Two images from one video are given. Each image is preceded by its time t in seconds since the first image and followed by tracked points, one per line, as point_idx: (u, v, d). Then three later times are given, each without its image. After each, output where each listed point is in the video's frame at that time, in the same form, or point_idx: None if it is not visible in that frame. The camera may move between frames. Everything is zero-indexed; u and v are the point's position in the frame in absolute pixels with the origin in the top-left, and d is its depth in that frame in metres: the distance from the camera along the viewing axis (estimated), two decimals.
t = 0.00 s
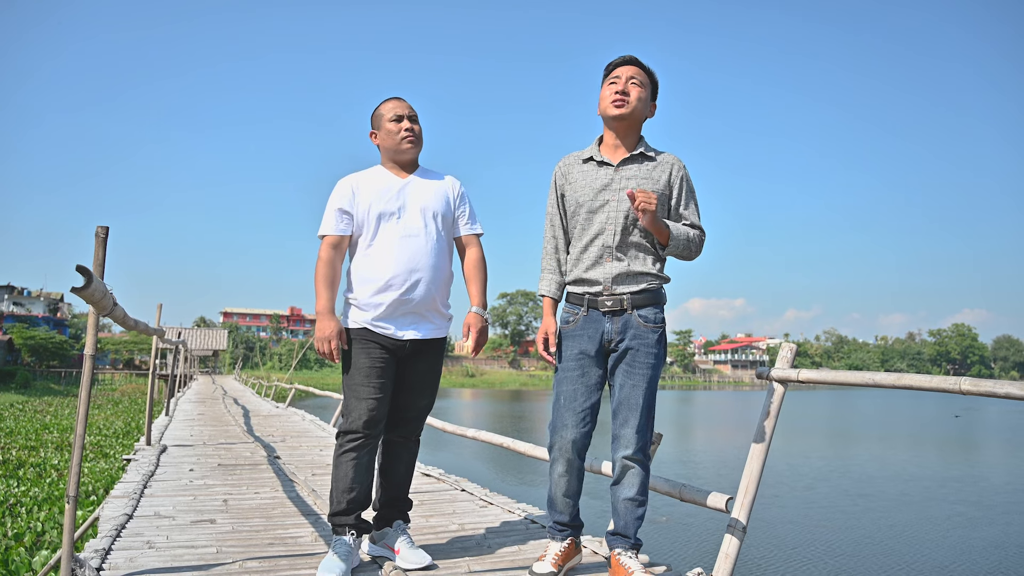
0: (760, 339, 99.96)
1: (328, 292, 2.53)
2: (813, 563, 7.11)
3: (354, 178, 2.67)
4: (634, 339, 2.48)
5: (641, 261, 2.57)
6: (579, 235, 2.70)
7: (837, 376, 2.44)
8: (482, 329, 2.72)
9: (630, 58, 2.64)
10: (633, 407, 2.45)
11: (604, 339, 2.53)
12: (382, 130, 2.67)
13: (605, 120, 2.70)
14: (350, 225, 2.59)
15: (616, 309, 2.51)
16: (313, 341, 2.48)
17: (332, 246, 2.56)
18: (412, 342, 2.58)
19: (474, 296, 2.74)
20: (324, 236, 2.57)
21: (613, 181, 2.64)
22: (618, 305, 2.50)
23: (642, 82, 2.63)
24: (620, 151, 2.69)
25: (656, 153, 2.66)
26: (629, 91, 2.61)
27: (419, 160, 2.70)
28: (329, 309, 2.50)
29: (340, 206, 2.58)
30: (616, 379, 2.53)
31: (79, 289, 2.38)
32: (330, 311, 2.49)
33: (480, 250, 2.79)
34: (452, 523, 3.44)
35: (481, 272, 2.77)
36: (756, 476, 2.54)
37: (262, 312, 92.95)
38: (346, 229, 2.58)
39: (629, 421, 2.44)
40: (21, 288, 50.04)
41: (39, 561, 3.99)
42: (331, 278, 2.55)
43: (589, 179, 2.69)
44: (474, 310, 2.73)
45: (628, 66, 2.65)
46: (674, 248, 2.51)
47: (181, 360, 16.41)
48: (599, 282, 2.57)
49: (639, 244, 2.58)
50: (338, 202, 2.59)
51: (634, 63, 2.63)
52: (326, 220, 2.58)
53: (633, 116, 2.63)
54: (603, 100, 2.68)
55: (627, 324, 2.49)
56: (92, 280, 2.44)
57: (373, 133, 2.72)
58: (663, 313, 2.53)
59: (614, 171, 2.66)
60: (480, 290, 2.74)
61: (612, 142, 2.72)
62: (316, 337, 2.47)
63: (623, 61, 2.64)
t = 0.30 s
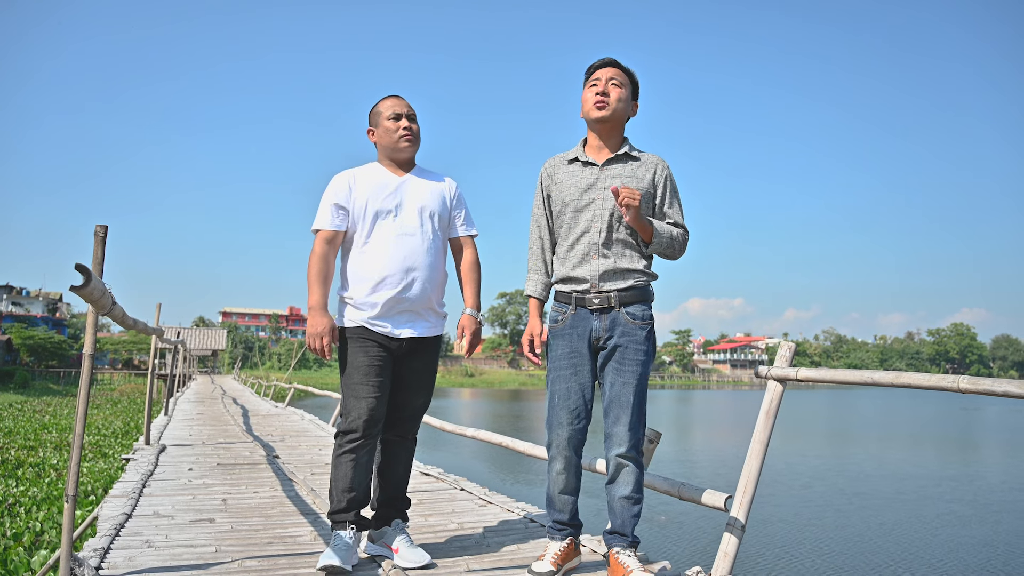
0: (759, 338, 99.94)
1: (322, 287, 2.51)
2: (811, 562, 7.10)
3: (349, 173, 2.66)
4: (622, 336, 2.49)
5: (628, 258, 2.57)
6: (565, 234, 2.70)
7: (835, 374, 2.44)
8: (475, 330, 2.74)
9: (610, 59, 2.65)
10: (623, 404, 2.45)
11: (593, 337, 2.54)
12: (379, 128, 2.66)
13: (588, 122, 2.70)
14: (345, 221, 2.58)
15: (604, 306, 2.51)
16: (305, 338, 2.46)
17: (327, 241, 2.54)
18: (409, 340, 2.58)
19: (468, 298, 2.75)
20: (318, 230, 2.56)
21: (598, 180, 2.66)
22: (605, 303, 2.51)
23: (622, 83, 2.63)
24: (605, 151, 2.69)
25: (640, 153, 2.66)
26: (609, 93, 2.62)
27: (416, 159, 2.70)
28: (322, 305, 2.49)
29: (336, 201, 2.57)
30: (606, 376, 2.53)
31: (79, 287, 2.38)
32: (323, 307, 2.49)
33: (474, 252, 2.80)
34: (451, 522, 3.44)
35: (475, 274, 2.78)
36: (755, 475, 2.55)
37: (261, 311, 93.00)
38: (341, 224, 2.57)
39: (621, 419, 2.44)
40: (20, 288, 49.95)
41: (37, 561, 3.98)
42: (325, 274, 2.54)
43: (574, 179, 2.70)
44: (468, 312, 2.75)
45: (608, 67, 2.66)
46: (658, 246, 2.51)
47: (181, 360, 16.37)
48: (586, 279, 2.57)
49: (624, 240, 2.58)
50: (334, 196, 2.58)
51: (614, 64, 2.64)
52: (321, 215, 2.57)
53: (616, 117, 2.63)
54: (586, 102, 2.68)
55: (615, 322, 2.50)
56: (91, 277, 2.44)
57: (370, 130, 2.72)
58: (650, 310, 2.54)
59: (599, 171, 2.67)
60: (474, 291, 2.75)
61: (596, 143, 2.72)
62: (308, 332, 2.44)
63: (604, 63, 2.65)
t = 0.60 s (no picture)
0: (758, 338, 99.87)
1: (309, 279, 2.50)
2: (810, 561, 7.10)
3: (341, 165, 2.66)
4: (610, 336, 2.49)
5: (612, 260, 2.58)
6: (550, 239, 2.71)
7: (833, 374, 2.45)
8: (467, 329, 2.74)
9: (593, 69, 2.69)
10: (613, 404, 2.45)
11: (581, 337, 2.55)
12: (373, 122, 2.67)
13: (570, 128, 2.74)
14: (335, 214, 2.58)
15: (590, 308, 2.52)
16: (291, 331, 2.44)
17: (315, 234, 2.54)
18: (397, 338, 2.58)
19: (462, 298, 2.77)
20: (308, 223, 2.55)
21: (579, 184, 2.67)
22: (591, 304, 2.51)
23: (606, 93, 2.69)
24: (586, 155, 2.71)
25: (619, 156, 2.68)
26: (595, 102, 2.67)
27: (408, 155, 2.71)
28: (309, 298, 2.47)
29: (325, 194, 2.57)
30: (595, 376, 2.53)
31: (77, 286, 2.37)
32: (311, 300, 2.47)
33: (466, 251, 2.81)
34: (450, 522, 3.44)
35: (468, 275, 2.81)
36: (753, 474, 2.55)
37: (261, 312, 92.98)
38: (330, 217, 2.57)
39: (611, 419, 2.44)
40: (19, 288, 49.91)
41: (36, 561, 3.97)
42: (313, 266, 2.53)
43: (556, 185, 2.72)
44: (462, 313, 2.75)
45: (591, 77, 2.70)
46: (639, 249, 2.53)
47: (180, 360, 16.36)
48: (572, 282, 2.59)
49: (607, 243, 2.59)
50: (324, 188, 2.57)
51: (597, 73, 2.68)
52: (310, 207, 2.56)
53: (599, 126, 2.68)
54: (569, 110, 2.72)
55: (602, 322, 2.50)
56: (90, 276, 2.44)
57: (363, 125, 2.72)
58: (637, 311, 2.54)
59: (579, 175, 2.68)
60: (466, 292, 2.79)
61: (576, 148, 2.74)
62: (295, 325, 2.42)
63: (585, 72, 2.69)
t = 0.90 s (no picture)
0: (758, 339, 99.84)
1: (297, 274, 2.46)
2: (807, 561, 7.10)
3: (328, 158, 2.63)
4: (595, 338, 2.52)
5: (599, 262, 2.60)
6: (538, 243, 2.71)
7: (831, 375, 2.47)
8: (453, 325, 2.74)
9: (576, 75, 2.71)
10: (603, 403, 2.46)
11: (566, 339, 2.57)
12: (361, 116, 2.67)
13: (556, 133, 2.74)
14: (323, 208, 2.56)
15: (576, 310, 2.54)
16: (279, 327, 2.41)
17: (303, 228, 2.51)
18: (388, 335, 2.59)
19: (449, 293, 2.77)
20: (295, 217, 2.52)
21: (566, 187, 2.67)
22: (577, 306, 2.54)
23: (590, 98, 2.72)
24: (572, 160, 2.72)
25: (605, 158, 2.71)
26: (580, 107, 2.69)
27: (397, 150, 2.71)
28: (298, 293, 2.44)
29: (314, 187, 2.54)
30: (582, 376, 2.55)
31: (78, 284, 2.38)
32: (299, 294, 2.44)
33: (454, 247, 2.83)
34: (450, 521, 3.44)
35: (455, 270, 2.81)
36: (753, 473, 2.55)
37: (260, 312, 92.93)
38: (318, 211, 2.54)
39: (602, 418, 2.45)
40: (18, 288, 49.83)
41: (35, 560, 3.97)
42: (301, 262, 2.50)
43: (543, 189, 2.72)
44: (448, 307, 2.75)
45: (574, 82, 2.72)
46: (628, 248, 2.55)
47: (179, 360, 16.34)
48: (560, 283, 2.59)
49: (595, 245, 2.61)
50: (312, 182, 2.55)
51: (581, 80, 2.71)
52: (298, 201, 2.53)
53: (585, 131, 2.70)
54: (555, 114, 2.73)
55: (587, 325, 2.53)
56: (90, 275, 2.44)
57: (352, 119, 2.72)
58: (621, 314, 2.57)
59: (567, 178, 2.68)
60: (454, 287, 2.78)
61: (562, 153, 2.74)
62: (283, 320, 2.38)
63: (568, 78, 2.71)
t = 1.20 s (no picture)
0: (757, 339, 99.76)
1: (288, 278, 2.47)
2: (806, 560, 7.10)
3: (317, 159, 2.63)
4: (590, 337, 2.53)
5: (593, 261, 2.61)
6: (532, 242, 2.71)
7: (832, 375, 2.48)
8: (445, 323, 2.75)
9: (570, 78, 2.72)
10: (599, 401, 2.47)
11: (561, 338, 2.57)
12: (348, 114, 2.67)
13: (551, 134, 2.74)
14: (313, 210, 2.56)
15: (570, 309, 2.55)
16: (271, 332, 2.43)
17: (293, 231, 2.52)
18: (383, 335, 2.60)
19: (438, 291, 2.79)
20: (285, 220, 2.52)
21: (561, 188, 2.68)
22: (572, 306, 2.54)
23: (585, 101, 2.73)
24: (566, 161, 2.73)
25: (599, 160, 2.72)
26: (576, 109, 2.70)
27: (385, 148, 2.72)
28: (289, 298, 2.44)
29: (303, 189, 2.54)
30: (577, 374, 2.56)
31: (79, 283, 2.39)
32: (290, 299, 2.45)
33: (445, 245, 2.83)
34: (450, 520, 3.44)
35: (446, 267, 2.82)
36: (752, 471, 2.56)
37: (260, 312, 92.93)
38: (308, 214, 2.55)
39: (598, 415, 2.45)
40: (17, 288, 49.78)
41: (36, 560, 3.98)
42: (292, 266, 2.51)
43: (537, 189, 2.72)
44: (436, 306, 2.76)
45: (569, 84, 2.72)
46: (623, 250, 2.58)
47: (179, 360, 16.34)
48: (554, 283, 2.60)
49: (590, 244, 2.61)
50: (301, 184, 2.54)
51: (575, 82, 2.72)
52: (287, 203, 2.53)
53: (580, 132, 2.71)
54: (550, 115, 2.73)
55: (581, 324, 2.54)
56: (91, 274, 2.45)
57: (338, 118, 2.72)
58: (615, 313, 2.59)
59: (561, 179, 2.69)
60: (444, 285, 2.80)
61: (556, 153, 2.75)
62: (275, 327, 2.39)
63: (563, 80, 2.72)
